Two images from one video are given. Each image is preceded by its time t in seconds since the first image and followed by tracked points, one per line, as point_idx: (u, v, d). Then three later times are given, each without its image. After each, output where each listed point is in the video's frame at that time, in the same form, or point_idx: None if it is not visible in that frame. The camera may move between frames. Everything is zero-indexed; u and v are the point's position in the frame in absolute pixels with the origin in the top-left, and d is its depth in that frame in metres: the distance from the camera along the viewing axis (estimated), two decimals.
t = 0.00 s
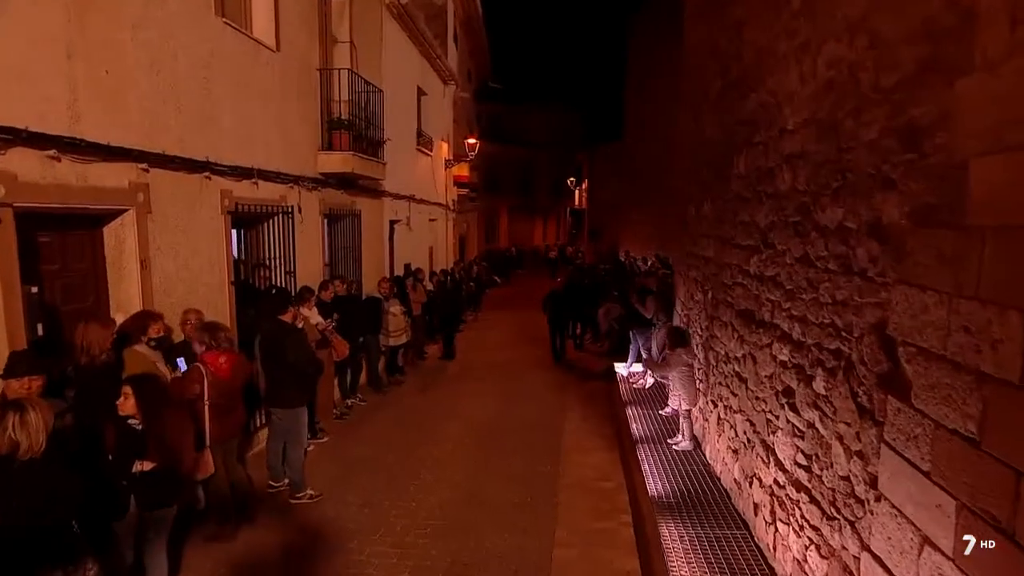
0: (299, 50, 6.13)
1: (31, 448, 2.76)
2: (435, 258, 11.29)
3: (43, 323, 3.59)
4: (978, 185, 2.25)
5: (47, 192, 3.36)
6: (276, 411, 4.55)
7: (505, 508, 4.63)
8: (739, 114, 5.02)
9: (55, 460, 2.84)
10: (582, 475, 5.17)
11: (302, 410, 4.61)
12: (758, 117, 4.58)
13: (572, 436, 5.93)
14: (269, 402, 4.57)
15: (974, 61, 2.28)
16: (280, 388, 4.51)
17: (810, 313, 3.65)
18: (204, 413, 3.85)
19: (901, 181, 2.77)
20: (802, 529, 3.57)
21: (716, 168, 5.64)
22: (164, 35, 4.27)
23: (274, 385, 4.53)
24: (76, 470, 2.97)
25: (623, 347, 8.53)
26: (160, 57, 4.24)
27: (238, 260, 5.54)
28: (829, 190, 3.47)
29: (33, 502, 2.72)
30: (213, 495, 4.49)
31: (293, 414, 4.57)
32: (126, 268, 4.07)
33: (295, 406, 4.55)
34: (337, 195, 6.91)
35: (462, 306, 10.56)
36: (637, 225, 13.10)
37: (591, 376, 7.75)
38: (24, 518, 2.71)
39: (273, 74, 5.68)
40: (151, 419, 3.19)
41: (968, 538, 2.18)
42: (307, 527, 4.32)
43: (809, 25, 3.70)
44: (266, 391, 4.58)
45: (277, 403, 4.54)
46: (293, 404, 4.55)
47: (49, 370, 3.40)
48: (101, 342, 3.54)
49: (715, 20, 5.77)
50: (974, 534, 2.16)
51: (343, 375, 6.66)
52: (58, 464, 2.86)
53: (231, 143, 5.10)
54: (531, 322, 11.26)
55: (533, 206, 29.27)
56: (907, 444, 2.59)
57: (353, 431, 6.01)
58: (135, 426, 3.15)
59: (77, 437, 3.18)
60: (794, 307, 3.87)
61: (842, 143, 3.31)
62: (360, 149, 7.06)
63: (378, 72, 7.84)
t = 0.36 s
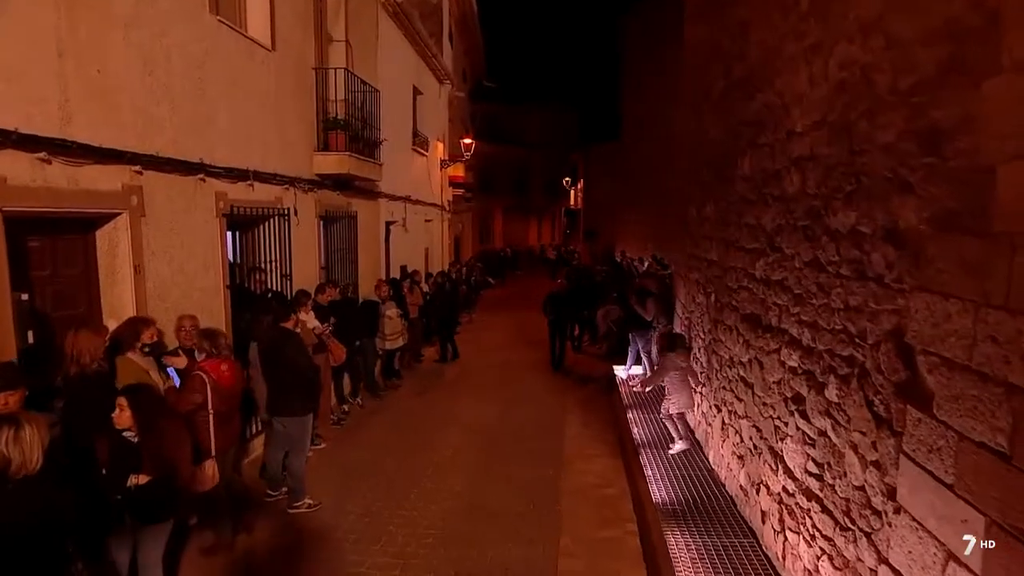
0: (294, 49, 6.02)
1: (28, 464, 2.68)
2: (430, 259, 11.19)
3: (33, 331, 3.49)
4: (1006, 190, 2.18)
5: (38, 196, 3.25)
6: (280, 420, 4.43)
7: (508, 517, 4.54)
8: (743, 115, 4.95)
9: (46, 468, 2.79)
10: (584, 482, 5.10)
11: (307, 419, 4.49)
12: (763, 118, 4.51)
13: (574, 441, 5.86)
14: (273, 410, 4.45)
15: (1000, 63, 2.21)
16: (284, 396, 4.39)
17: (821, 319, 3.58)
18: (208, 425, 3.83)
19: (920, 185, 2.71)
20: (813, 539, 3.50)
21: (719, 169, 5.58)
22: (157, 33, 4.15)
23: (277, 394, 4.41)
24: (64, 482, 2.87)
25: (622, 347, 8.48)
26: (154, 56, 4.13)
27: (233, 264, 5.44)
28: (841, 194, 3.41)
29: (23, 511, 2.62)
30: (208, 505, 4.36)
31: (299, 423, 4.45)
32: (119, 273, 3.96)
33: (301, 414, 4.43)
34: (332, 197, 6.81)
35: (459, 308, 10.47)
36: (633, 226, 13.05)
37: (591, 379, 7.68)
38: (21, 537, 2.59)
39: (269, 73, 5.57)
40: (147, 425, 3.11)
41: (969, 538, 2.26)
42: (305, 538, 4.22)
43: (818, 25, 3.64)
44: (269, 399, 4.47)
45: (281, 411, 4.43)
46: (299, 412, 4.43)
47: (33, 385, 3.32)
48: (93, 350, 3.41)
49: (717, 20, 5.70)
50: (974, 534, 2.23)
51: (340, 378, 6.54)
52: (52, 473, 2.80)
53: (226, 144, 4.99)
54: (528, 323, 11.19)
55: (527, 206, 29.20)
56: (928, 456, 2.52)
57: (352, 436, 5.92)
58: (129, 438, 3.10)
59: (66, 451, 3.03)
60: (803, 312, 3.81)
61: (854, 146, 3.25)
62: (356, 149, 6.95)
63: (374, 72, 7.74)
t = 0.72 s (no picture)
0: (290, 48, 5.92)
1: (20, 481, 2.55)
2: (426, 260, 11.09)
3: (24, 338, 3.38)
4: None
5: (31, 200, 3.15)
6: (282, 429, 4.34)
7: (511, 525, 4.46)
8: (747, 116, 4.90)
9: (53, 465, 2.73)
10: (588, 489, 5.03)
11: (309, 428, 4.39)
12: (769, 119, 4.45)
13: (575, 447, 5.79)
14: (274, 420, 4.36)
15: None
16: (285, 404, 4.30)
17: (832, 324, 3.52)
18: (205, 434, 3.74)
19: (940, 189, 2.65)
20: (825, 548, 3.44)
21: (721, 171, 5.52)
22: (151, 32, 4.04)
23: (278, 402, 4.32)
24: (68, 491, 2.78)
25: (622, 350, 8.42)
26: (148, 55, 4.02)
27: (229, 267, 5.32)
28: (853, 198, 3.35)
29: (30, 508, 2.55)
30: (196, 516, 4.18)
31: (302, 433, 4.37)
32: (113, 277, 3.85)
33: (303, 424, 4.35)
34: (329, 198, 6.71)
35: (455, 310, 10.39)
36: (630, 227, 13.00)
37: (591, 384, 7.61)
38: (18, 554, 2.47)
39: (265, 73, 5.46)
40: (152, 427, 3.07)
41: (969, 538, 2.33)
42: (305, 548, 4.13)
43: (829, 25, 3.58)
44: (270, 409, 4.37)
45: (283, 420, 4.33)
46: (301, 421, 4.35)
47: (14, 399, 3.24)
48: (88, 359, 3.30)
49: (718, 19, 5.64)
50: (974, 534, 2.31)
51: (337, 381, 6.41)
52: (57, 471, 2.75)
53: (221, 145, 4.87)
54: (524, 325, 11.11)
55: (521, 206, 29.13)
56: (951, 467, 2.46)
57: (350, 442, 5.82)
58: (127, 450, 3.02)
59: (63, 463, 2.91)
60: (813, 317, 3.74)
61: (868, 149, 3.19)
62: (354, 150, 6.85)
63: (370, 71, 7.64)
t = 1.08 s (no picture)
0: (286, 47, 5.81)
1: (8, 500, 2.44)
2: (422, 261, 11.00)
3: (17, 347, 3.27)
4: None
5: (22, 204, 3.05)
6: (283, 440, 4.24)
7: (513, 533, 4.37)
8: (751, 117, 4.84)
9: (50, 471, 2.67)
10: (591, 494, 4.96)
11: (309, 438, 4.29)
12: (775, 120, 4.40)
13: (576, 451, 5.72)
14: (273, 429, 4.27)
15: None
16: (284, 413, 4.22)
17: (843, 329, 3.46)
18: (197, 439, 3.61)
19: (959, 193, 2.59)
20: (837, 557, 3.39)
21: (723, 172, 5.46)
22: (145, 29, 3.93)
23: (276, 411, 4.24)
24: (65, 499, 2.71)
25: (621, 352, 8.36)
26: (141, 54, 3.91)
27: (224, 270, 5.22)
28: (865, 201, 3.29)
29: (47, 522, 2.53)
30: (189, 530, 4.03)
31: (301, 444, 4.27)
32: (107, 283, 3.74)
33: (302, 433, 4.25)
34: (325, 199, 6.61)
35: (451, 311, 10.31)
36: (627, 228, 12.95)
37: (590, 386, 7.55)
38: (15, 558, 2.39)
39: (260, 72, 5.35)
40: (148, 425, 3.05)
41: (969, 538, 2.40)
42: (304, 559, 4.03)
43: (839, 24, 3.52)
44: (269, 418, 4.28)
45: (282, 429, 4.24)
46: (299, 431, 4.24)
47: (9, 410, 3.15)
48: (83, 368, 3.20)
49: (720, 19, 5.59)
50: (990, 543, 2.28)
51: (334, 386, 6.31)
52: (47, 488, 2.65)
53: (216, 146, 4.77)
54: (521, 327, 11.05)
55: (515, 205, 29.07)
56: (974, 478, 2.40)
57: (347, 447, 5.73)
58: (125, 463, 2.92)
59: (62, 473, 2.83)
60: (823, 321, 3.69)
61: (882, 151, 3.13)
62: (350, 150, 6.76)
63: (366, 70, 7.54)
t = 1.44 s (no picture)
0: (281, 45, 5.71)
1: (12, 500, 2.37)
2: (418, 263, 10.92)
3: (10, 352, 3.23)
4: None
5: (14, 207, 2.95)
6: (283, 446, 4.16)
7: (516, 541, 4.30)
8: (755, 117, 4.78)
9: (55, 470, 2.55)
10: (594, 500, 4.91)
11: (309, 445, 4.22)
12: (780, 121, 4.35)
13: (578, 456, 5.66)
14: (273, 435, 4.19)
15: None
16: (284, 419, 4.13)
17: (854, 334, 3.41)
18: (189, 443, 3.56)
19: (979, 197, 2.53)
20: (848, 565, 3.34)
21: (726, 173, 5.41)
22: (139, 27, 3.84)
23: (276, 418, 4.15)
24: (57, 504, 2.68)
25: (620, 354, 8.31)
26: (135, 52, 3.81)
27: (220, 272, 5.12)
28: (877, 203, 3.24)
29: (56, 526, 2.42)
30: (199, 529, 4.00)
31: (301, 451, 4.21)
32: (101, 288, 3.64)
33: (302, 440, 4.18)
34: (321, 200, 6.52)
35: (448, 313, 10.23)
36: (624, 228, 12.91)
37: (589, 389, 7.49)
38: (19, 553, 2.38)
39: (256, 70, 5.26)
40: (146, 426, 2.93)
41: (968, 537, 2.47)
42: (303, 569, 3.95)
43: (849, 24, 3.47)
44: (269, 424, 4.20)
45: (282, 437, 4.16)
46: (298, 437, 4.17)
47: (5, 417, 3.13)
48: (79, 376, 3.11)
49: (722, 18, 5.53)
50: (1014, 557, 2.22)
51: (331, 390, 6.22)
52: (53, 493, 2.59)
53: (211, 146, 4.66)
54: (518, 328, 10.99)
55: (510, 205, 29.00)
56: (996, 489, 2.34)
57: (346, 453, 5.65)
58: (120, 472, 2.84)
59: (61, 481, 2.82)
60: (832, 325, 3.63)
61: (895, 153, 3.08)
62: (347, 150, 6.66)
63: (362, 69, 7.45)
